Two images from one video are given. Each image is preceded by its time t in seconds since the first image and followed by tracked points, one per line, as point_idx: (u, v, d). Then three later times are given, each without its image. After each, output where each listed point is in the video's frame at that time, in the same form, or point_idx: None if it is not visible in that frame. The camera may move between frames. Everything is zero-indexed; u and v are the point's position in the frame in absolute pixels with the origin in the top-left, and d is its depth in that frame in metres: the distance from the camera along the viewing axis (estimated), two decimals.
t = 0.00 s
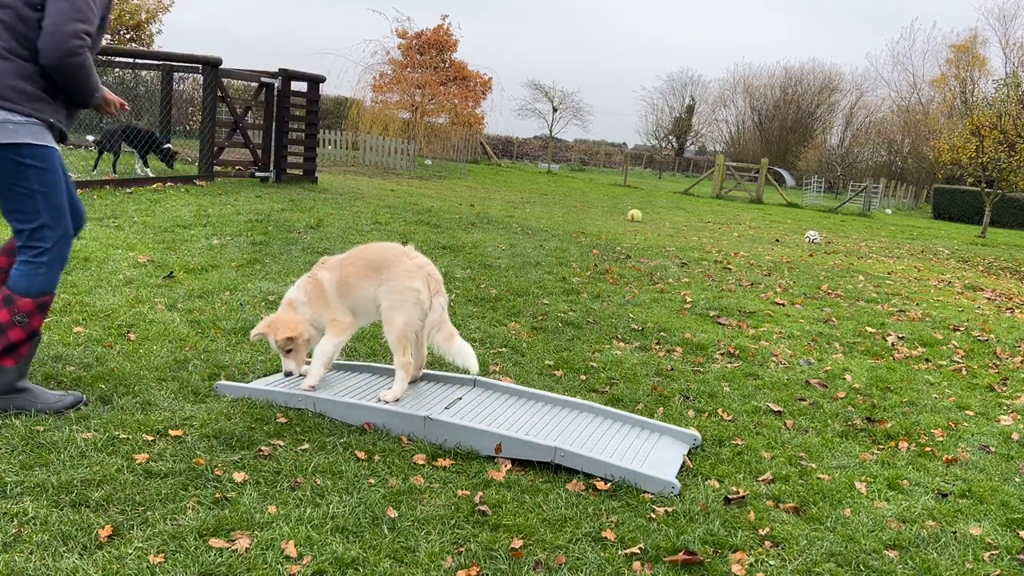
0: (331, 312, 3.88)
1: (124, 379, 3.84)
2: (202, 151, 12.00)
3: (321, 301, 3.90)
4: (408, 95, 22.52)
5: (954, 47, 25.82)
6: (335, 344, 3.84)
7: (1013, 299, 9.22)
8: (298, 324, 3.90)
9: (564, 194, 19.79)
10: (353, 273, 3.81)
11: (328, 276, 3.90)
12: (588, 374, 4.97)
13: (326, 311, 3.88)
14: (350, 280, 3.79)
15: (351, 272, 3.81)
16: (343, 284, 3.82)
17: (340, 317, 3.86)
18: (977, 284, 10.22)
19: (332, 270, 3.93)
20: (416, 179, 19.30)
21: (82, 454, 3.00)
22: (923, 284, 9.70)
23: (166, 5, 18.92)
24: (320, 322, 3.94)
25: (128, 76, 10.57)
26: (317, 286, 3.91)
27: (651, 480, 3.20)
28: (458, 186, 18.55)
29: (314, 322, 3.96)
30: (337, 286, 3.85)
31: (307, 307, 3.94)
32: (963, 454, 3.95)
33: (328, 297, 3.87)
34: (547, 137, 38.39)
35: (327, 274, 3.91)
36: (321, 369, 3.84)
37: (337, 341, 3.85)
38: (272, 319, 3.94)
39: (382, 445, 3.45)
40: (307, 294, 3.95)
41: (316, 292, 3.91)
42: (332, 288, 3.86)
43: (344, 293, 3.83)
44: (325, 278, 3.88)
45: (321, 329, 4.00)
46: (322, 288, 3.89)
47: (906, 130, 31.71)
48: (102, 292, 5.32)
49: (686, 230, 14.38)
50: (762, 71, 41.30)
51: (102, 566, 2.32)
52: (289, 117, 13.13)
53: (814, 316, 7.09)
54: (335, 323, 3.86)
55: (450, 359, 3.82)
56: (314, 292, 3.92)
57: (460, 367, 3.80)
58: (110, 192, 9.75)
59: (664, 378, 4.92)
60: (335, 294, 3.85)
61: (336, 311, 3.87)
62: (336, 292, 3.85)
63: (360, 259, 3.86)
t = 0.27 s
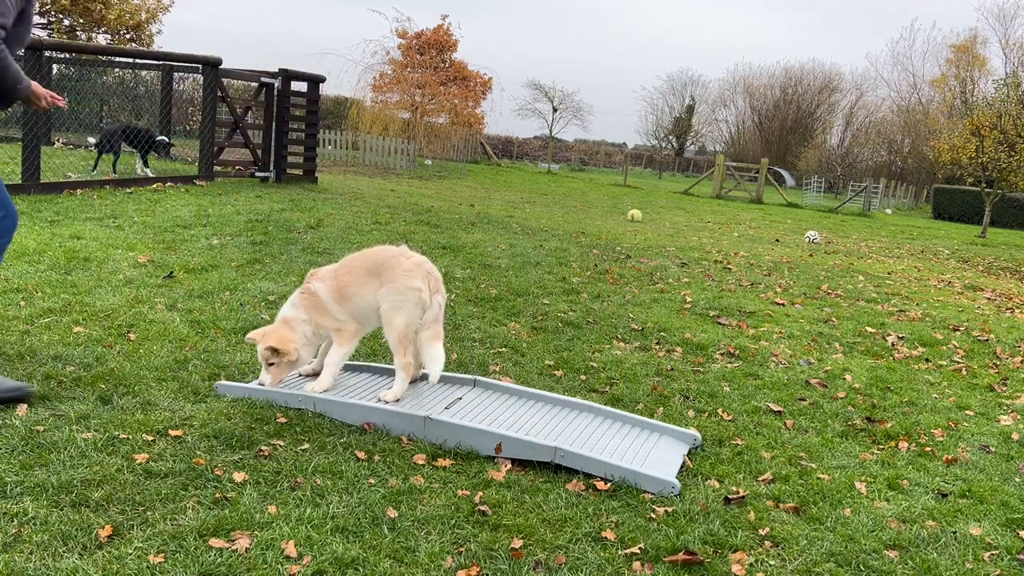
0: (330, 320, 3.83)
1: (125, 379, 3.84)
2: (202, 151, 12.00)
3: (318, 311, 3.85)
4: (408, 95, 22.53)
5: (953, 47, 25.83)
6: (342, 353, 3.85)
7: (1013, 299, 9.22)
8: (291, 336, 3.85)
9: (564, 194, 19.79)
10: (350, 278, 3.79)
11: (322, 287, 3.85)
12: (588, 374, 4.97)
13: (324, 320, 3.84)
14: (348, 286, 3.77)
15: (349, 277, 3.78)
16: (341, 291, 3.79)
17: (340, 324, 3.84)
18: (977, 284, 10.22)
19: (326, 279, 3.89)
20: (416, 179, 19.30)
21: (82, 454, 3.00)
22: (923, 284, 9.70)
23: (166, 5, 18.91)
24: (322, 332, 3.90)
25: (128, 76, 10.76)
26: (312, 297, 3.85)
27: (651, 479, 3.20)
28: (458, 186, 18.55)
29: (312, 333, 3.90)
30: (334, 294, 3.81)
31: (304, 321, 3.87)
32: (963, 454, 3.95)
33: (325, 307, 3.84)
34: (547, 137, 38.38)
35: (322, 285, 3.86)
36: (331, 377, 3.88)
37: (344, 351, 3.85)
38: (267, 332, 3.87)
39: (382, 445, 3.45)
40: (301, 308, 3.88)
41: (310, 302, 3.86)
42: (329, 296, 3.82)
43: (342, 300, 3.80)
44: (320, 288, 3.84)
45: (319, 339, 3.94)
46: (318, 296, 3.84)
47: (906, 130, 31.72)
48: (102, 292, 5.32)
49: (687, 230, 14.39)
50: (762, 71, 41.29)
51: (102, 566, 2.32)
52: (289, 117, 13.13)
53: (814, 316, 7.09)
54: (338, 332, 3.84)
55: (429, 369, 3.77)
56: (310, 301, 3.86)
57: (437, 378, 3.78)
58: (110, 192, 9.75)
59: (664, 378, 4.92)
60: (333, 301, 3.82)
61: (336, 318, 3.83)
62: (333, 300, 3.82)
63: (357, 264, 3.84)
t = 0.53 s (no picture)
0: (330, 322, 3.79)
1: (125, 379, 3.84)
2: (202, 151, 11.98)
3: (318, 312, 3.79)
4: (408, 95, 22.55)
5: (954, 47, 25.84)
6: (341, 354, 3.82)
7: (1013, 299, 9.22)
8: (281, 337, 3.80)
9: (564, 194, 19.79)
10: (352, 279, 3.76)
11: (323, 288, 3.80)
12: (588, 374, 4.97)
13: (323, 322, 3.79)
14: (351, 287, 3.74)
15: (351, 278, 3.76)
16: (343, 292, 3.75)
17: (340, 325, 3.79)
18: (977, 284, 10.22)
19: (325, 280, 3.84)
20: (416, 179, 19.30)
21: (82, 454, 3.00)
22: (923, 284, 9.70)
23: (166, 5, 18.91)
24: (319, 332, 3.85)
25: (128, 76, 10.82)
26: (311, 297, 3.80)
27: (651, 479, 3.20)
28: (458, 186, 18.54)
29: (308, 334, 3.84)
30: (335, 294, 3.77)
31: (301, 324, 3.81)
32: (963, 454, 3.95)
33: (325, 309, 3.78)
34: (547, 137, 38.37)
35: (321, 285, 3.81)
36: (332, 378, 3.87)
37: (345, 353, 3.82)
38: (260, 331, 3.82)
39: (382, 445, 3.45)
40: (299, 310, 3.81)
41: (310, 302, 3.80)
42: (330, 297, 3.77)
43: (343, 301, 3.76)
44: (320, 289, 3.79)
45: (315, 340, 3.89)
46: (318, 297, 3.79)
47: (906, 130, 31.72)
48: (102, 292, 5.32)
49: (687, 230, 14.39)
50: (762, 71, 41.29)
51: (102, 566, 2.32)
52: (289, 117, 13.14)
53: (814, 316, 7.09)
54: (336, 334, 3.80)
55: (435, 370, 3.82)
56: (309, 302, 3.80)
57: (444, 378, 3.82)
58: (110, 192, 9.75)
59: (664, 378, 4.92)
60: (334, 303, 3.77)
61: (334, 319, 3.79)
62: (334, 301, 3.77)
63: (359, 266, 3.81)
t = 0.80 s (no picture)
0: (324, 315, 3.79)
1: (125, 379, 3.84)
2: (202, 151, 11.97)
3: (315, 305, 3.78)
4: (408, 95, 22.56)
5: (954, 47, 25.84)
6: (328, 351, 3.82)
7: (1013, 299, 9.22)
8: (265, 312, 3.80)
9: (564, 194, 19.78)
10: (354, 275, 3.78)
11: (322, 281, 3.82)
12: (588, 374, 4.97)
13: (316, 314, 3.78)
14: (351, 283, 3.76)
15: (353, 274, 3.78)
16: (342, 288, 3.77)
17: (335, 320, 3.79)
18: (977, 284, 10.22)
19: (326, 274, 3.87)
20: (416, 179, 19.30)
21: (82, 454, 3.00)
22: (923, 284, 9.70)
23: (165, 5, 18.89)
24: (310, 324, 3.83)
25: (128, 76, 10.82)
26: (308, 287, 3.82)
27: (651, 480, 3.20)
28: (459, 186, 18.54)
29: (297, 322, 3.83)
30: (334, 288, 3.79)
31: (292, 310, 3.80)
32: (963, 454, 3.95)
33: (321, 302, 3.78)
34: (547, 137, 38.36)
35: (321, 278, 3.84)
36: (331, 378, 3.87)
37: (337, 349, 3.81)
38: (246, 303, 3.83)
39: (382, 445, 3.45)
40: (291, 295, 3.81)
41: (305, 293, 3.80)
42: (328, 290, 3.79)
43: (342, 295, 3.77)
44: (319, 281, 3.81)
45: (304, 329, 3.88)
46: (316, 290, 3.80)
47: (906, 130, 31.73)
48: (102, 292, 5.33)
49: (687, 229, 14.39)
50: (762, 71, 41.28)
51: (102, 566, 2.32)
52: (289, 117, 13.14)
53: (814, 316, 7.09)
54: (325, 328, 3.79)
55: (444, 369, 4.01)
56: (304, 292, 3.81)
57: (451, 378, 4.01)
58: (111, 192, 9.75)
59: (664, 379, 4.92)
60: (332, 297, 3.78)
61: (329, 312, 3.79)
62: (331, 294, 3.79)
63: (361, 263, 3.84)
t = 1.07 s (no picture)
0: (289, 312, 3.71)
1: (125, 379, 3.84)
2: (202, 151, 11.97)
3: (280, 301, 3.68)
4: (408, 95, 22.56)
5: (954, 47, 25.84)
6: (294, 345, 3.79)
7: (1013, 299, 9.22)
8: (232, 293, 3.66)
9: (564, 194, 19.78)
10: (319, 272, 3.74)
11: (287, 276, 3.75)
12: (588, 373, 4.97)
13: (281, 309, 3.69)
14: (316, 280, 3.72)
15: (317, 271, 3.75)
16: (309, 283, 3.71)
17: (303, 316, 3.73)
18: (977, 284, 10.22)
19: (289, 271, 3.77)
20: (416, 179, 19.29)
21: (82, 454, 3.00)
22: (923, 284, 9.70)
23: (165, 5, 18.88)
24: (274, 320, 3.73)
25: (128, 76, 10.82)
26: (274, 282, 3.70)
27: (651, 480, 3.20)
28: (459, 186, 18.54)
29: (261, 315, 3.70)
30: (299, 285, 3.72)
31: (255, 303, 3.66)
32: (963, 454, 3.95)
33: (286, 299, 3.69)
34: (547, 137, 38.37)
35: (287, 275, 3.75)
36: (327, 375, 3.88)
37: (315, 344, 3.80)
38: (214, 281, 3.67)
39: (382, 445, 3.45)
40: (257, 286, 3.67)
41: (269, 288, 3.68)
42: (294, 288, 3.71)
43: (307, 293, 3.71)
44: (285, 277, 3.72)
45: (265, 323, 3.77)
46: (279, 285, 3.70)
47: (906, 130, 31.73)
48: (102, 292, 5.32)
49: (687, 230, 14.39)
50: (762, 71, 41.28)
51: (102, 566, 2.32)
52: (289, 117, 13.13)
53: (814, 316, 7.09)
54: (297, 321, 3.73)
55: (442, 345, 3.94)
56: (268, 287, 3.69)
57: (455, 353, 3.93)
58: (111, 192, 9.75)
59: (664, 379, 4.92)
60: (299, 293, 3.71)
61: (294, 310, 3.71)
62: (297, 292, 3.71)
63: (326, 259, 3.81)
